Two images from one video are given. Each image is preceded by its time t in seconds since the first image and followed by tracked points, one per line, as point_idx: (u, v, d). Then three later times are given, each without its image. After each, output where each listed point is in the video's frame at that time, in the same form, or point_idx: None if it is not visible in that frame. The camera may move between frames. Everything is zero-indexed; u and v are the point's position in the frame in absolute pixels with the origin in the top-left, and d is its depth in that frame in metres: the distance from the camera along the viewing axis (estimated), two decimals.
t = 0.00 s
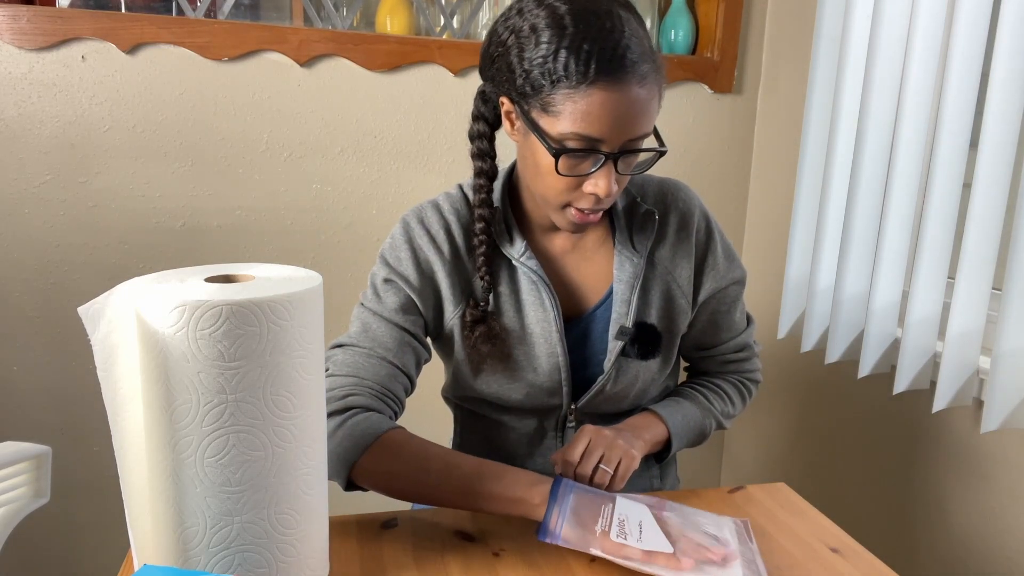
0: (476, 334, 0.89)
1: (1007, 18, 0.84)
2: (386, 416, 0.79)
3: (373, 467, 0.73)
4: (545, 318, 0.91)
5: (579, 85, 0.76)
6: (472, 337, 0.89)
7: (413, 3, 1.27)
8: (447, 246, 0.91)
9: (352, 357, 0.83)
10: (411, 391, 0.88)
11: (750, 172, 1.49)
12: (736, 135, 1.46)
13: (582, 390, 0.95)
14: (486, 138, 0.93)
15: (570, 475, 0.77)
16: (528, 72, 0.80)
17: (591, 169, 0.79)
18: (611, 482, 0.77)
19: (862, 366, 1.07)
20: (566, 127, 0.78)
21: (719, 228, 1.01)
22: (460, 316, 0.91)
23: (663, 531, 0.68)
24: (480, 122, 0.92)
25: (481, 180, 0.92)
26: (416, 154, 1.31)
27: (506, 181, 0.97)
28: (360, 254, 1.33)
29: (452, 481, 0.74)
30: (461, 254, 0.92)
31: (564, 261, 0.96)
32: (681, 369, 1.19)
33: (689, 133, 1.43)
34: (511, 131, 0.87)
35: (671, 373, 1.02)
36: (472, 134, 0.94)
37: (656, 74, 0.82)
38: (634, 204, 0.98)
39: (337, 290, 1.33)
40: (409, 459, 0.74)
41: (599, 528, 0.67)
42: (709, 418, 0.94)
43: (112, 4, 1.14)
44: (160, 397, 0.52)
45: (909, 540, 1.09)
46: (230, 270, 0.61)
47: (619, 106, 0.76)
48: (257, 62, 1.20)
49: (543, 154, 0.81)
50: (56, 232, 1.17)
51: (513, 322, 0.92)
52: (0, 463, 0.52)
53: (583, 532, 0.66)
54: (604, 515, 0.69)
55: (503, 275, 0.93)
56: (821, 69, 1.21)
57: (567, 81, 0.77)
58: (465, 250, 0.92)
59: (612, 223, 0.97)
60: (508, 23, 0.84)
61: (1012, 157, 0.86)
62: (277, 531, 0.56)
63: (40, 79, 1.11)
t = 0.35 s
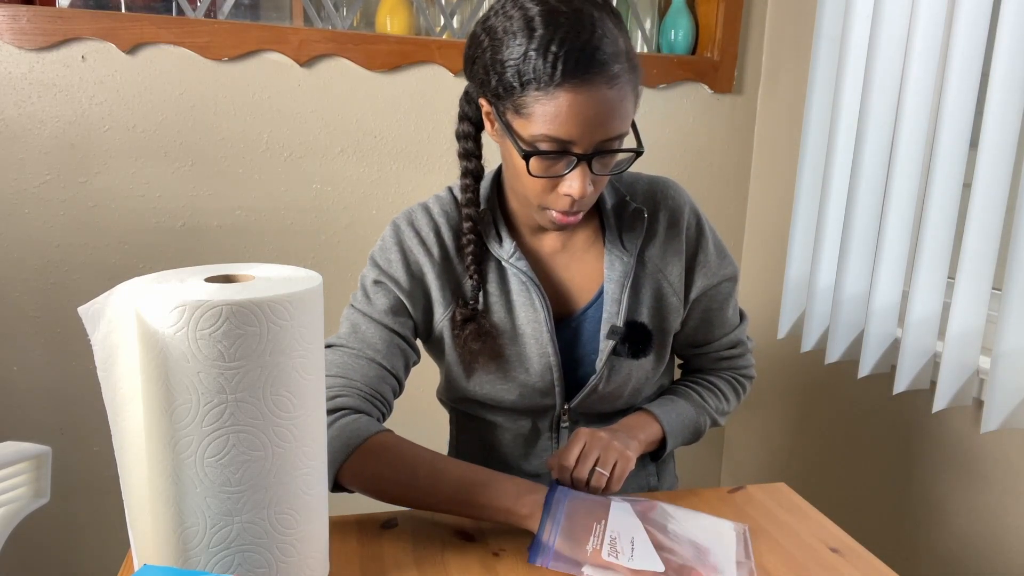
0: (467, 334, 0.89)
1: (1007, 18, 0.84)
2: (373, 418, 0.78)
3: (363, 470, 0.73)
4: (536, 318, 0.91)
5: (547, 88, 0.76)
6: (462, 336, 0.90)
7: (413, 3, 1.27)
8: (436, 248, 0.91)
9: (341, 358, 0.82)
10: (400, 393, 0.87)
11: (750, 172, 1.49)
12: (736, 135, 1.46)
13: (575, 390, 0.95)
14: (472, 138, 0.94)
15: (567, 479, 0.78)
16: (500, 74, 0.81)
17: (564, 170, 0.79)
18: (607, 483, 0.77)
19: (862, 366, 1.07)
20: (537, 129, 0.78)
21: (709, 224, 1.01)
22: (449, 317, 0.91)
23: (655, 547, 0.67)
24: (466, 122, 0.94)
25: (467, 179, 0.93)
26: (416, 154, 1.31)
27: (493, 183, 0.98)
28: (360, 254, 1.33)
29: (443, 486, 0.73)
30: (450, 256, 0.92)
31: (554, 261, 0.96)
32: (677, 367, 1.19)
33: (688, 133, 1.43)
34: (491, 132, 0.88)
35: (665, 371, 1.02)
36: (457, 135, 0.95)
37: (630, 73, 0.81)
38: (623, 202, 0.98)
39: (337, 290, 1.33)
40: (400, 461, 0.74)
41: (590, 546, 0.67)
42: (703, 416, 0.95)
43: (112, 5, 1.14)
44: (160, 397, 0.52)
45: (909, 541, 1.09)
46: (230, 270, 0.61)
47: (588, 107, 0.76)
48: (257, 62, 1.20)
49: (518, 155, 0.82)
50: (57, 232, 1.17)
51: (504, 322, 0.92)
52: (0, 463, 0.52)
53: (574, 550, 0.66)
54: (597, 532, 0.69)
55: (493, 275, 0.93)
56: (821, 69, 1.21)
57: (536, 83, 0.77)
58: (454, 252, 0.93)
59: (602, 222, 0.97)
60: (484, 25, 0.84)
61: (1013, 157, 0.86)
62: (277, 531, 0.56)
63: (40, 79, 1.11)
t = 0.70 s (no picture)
0: (461, 339, 0.89)
1: (1007, 18, 0.84)
2: (375, 422, 0.78)
3: (360, 474, 0.73)
4: (530, 320, 0.91)
5: (525, 84, 0.76)
6: (456, 341, 0.89)
7: (413, 3, 1.27)
8: (430, 250, 0.91)
9: (340, 362, 0.82)
10: (399, 396, 0.88)
11: (750, 172, 1.49)
12: (736, 135, 1.46)
13: (571, 390, 0.95)
14: (462, 143, 0.94)
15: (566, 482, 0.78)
16: (481, 75, 0.81)
17: (549, 166, 0.79)
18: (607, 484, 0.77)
19: (862, 366, 1.07)
20: (516, 127, 0.78)
21: (703, 223, 1.01)
22: (445, 319, 0.91)
23: (656, 554, 0.67)
24: (455, 128, 0.94)
25: (458, 184, 0.93)
26: (416, 154, 1.31)
27: (485, 184, 0.97)
28: (360, 254, 1.33)
29: (439, 491, 0.73)
30: (445, 258, 0.92)
31: (547, 262, 0.95)
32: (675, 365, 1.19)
33: (689, 133, 1.43)
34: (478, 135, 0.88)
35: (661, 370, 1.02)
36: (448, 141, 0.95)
37: (611, 68, 0.81)
38: (616, 202, 0.98)
39: (337, 290, 1.33)
40: (396, 465, 0.74)
41: (592, 553, 0.67)
42: (700, 414, 0.95)
43: (112, 5, 1.14)
44: (160, 397, 0.52)
45: (909, 541, 1.09)
46: (230, 271, 0.61)
47: (567, 101, 0.76)
48: (257, 62, 1.20)
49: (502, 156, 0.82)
50: (56, 232, 1.17)
51: (498, 324, 0.92)
52: None
53: (576, 557, 0.66)
54: (599, 538, 0.68)
55: (488, 278, 0.93)
56: (820, 68, 1.21)
57: (514, 80, 0.77)
58: (449, 254, 0.92)
59: (596, 223, 0.97)
60: (465, 27, 0.85)
61: (1013, 157, 0.86)
62: (277, 531, 0.56)
63: (40, 79, 1.11)
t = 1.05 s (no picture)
0: (460, 337, 0.89)
1: (1007, 18, 0.84)
2: (373, 419, 0.78)
3: (357, 473, 0.72)
4: (529, 319, 0.91)
5: (518, 85, 0.76)
6: (456, 340, 0.89)
7: (413, 3, 1.27)
8: (429, 248, 0.91)
9: (338, 357, 0.82)
10: (397, 393, 0.88)
11: (750, 172, 1.49)
12: (736, 136, 1.46)
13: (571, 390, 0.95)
14: (458, 141, 0.94)
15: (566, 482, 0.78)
16: (474, 75, 0.81)
17: (543, 166, 0.79)
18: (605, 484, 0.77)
19: (862, 366, 1.07)
20: (510, 127, 0.78)
21: (702, 221, 1.01)
22: (445, 318, 0.91)
23: (659, 549, 0.67)
24: (451, 126, 0.94)
25: (455, 183, 0.93)
26: (416, 154, 1.31)
27: (484, 185, 0.98)
28: (360, 254, 1.33)
29: (437, 491, 0.72)
30: (444, 257, 0.92)
31: (546, 262, 0.95)
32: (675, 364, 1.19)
33: (688, 133, 1.43)
34: (473, 134, 0.88)
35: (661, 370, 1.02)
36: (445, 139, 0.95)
37: (605, 67, 0.81)
38: (615, 201, 0.98)
39: (337, 290, 1.33)
40: (393, 465, 0.73)
41: (596, 548, 0.67)
42: (700, 412, 0.95)
43: (112, 4, 1.14)
44: (160, 397, 0.52)
45: (909, 541, 1.09)
46: (231, 270, 0.61)
47: (559, 102, 0.76)
48: (257, 62, 1.20)
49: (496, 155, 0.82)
50: (56, 232, 1.17)
51: (498, 323, 0.92)
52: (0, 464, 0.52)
53: (580, 555, 0.66)
54: (602, 534, 0.69)
55: (486, 277, 0.93)
56: (820, 68, 1.21)
57: (507, 80, 0.77)
58: (448, 253, 0.93)
59: (594, 221, 0.97)
60: (459, 27, 0.84)
61: (1013, 157, 0.86)
62: (277, 531, 0.56)
63: (40, 79, 1.11)
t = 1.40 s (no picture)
0: (459, 330, 0.89)
1: (1007, 19, 0.84)
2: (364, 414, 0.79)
3: (349, 466, 0.72)
4: (530, 316, 0.91)
5: (509, 78, 0.76)
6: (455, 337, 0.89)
7: (413, 3, 1.27)
8: (428, 246, 0.91)
9: (332, 355, 0.82)
10: (392, 391, 0.88)
11: (750, 172, 1.49)
12: (736, 136, 1.46)
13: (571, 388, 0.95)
14: (458, 137, 0.94)
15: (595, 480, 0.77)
16: (469, 69, 0.81)
17: (535, 160, 0.79)
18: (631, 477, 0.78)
19: (862, 366, 1.07)
20: (501, 120, 0.78)
21: (700, 218, 1.01)
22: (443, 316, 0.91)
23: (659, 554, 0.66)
24: (452, 122, 0.94)
25: (455, 178, 0.94)
26: (416, 154, 1.31)
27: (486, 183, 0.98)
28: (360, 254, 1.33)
29: (442, 467, 0.76)
30: (443, 255, 0.93)
31: (546, 260, 0.95)
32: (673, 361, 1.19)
33: (688, 133, 1.43)
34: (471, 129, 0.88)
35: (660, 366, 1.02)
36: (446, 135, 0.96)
37: (598, 62, 0.81)
38: (615, 198, 0.98)
39: (337, 290, 1.33)
40: (384, 457, 0.74)
41: (592, 555, 0.65)
42: (703, 406, 0.95)
43: (112, 4, 1.14)
44: (160, 397, 0.52)
45: (909, 540, 1.09)
46: (231, 271, 0.61)
47: (550, 96, 0.75)
48: (257, 62, 1.20)
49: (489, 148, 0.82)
50: (56, 231, 1.17)
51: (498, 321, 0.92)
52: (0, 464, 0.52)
53: (575, 561, 0.65)
54: (603, 539, 0.67)
55: (486, 273, 0.93)
56: (820, 68, 1.21)
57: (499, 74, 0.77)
58: (447, 251, 0.93)
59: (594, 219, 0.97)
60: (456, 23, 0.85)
61: (1013, 157, 0.86)
62: (276, 531, 0.56)
63: (40, 79, 1.12)
